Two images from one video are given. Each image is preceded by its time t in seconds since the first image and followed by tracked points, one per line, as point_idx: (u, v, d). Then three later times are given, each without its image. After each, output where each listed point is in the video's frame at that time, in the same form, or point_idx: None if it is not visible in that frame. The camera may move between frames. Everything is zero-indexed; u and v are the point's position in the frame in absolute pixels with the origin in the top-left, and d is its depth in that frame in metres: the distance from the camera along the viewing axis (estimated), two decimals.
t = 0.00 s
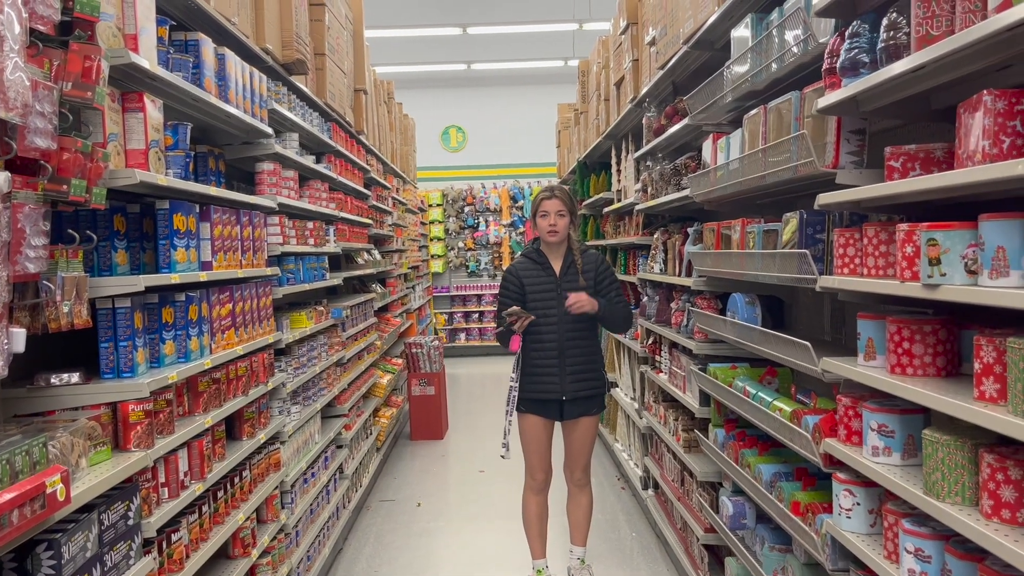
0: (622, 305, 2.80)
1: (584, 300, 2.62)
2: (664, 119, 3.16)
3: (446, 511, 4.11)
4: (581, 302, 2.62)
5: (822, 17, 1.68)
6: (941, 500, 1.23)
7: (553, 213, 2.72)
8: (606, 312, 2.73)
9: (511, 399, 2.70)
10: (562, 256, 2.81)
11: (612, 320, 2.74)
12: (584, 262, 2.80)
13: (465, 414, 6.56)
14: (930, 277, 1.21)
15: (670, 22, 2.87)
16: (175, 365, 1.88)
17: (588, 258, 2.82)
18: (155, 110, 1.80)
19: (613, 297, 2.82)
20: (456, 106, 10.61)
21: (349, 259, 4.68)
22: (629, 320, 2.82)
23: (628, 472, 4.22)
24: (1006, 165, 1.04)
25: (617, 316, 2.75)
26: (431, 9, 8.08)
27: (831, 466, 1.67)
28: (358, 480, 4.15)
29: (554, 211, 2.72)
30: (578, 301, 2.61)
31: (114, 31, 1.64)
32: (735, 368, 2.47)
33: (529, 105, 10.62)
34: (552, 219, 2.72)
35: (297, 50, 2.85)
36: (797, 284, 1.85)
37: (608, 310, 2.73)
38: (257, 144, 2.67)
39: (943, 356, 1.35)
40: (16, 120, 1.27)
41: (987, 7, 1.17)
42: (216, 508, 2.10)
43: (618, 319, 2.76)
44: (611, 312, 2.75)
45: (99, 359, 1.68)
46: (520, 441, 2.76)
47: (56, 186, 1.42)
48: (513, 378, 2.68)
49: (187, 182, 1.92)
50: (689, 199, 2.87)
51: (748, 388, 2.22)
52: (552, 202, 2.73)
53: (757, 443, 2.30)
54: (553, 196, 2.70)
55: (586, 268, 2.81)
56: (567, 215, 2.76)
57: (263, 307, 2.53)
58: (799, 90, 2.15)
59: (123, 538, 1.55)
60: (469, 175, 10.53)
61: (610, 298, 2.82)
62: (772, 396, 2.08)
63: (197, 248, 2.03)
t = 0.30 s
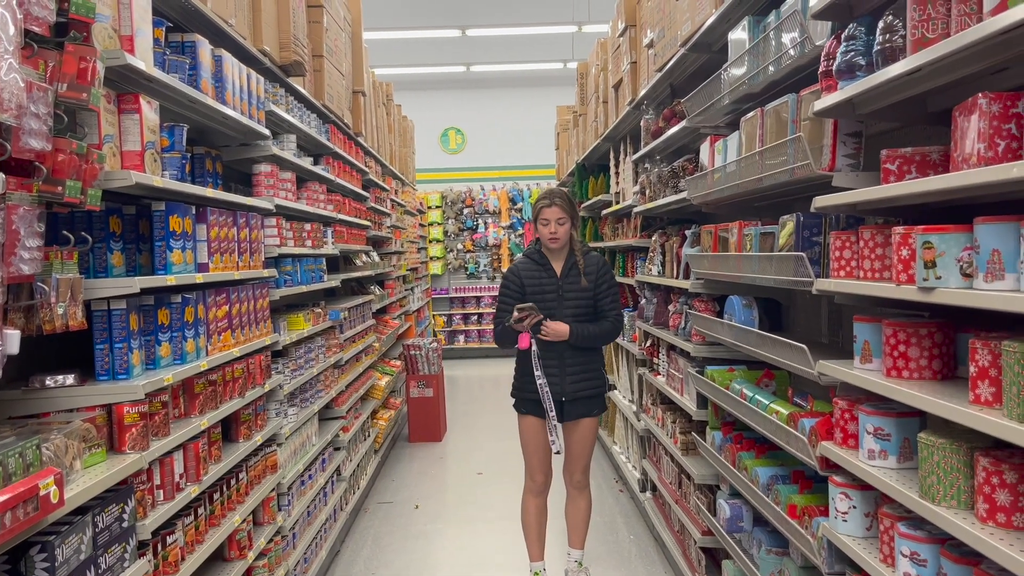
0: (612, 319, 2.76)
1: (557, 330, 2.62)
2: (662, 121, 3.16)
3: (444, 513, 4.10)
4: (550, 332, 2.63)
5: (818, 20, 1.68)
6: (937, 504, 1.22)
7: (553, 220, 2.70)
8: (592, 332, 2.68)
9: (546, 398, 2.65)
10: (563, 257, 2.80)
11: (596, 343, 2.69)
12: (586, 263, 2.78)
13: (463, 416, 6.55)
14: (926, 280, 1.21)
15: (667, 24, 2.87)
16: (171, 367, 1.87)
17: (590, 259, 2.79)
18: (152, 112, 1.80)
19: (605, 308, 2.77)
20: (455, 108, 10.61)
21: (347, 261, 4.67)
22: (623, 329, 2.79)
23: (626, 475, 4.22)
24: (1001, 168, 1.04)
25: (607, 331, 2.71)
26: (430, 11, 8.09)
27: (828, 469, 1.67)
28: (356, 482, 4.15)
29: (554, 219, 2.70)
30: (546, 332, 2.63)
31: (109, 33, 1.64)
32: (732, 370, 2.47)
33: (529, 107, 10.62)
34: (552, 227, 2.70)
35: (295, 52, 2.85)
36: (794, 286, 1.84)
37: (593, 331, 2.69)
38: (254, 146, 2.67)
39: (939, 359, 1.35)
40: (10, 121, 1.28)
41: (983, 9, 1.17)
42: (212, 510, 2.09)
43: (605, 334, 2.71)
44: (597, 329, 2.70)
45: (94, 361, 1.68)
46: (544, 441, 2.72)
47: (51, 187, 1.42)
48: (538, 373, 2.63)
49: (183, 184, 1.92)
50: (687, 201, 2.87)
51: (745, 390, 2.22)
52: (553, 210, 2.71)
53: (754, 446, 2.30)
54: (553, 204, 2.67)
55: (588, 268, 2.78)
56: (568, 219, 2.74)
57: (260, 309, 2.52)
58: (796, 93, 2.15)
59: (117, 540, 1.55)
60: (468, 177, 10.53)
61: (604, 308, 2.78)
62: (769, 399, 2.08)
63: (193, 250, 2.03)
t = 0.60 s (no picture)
0: (621, 325, 2.80)
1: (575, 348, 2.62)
2: (660, 124, 3.17)
3: (443, 515, 4.11)
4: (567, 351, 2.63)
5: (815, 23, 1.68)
6: (929, 507, 1.23)
7: (556, 228, 2.68)
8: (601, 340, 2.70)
9: (555, 401, 2.65)
10: (567, 261, 2.78)
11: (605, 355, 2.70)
12: (590, 267, 2.77)
13: (463, 418, 6.56)
14: (919, 284, 1.21)
15: (666, 28, 2.88)
16: (169, 369, 1.88)
17: (596, 262, 2.79)
18: (150, 114, 1.80)
19: (613, 314, 2.81)
20: (455, 110, 10.62)
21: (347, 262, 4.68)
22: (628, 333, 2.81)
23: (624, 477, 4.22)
24: (993, 172, 1.04)
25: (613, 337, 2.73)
26: (430, 14, 8.11)
27: (823, 472, 1.67)
28: (354, 484, 4.15)
29: (558, 227, 2.68)
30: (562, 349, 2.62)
31: (108, 36, 1.64)
32: (730, 373, 2.47)
33: (529, 109, 10.63)
34: (555, 235, 2.68)
35: (295, 54, 2.85)
36: (790, 290, 1.85)
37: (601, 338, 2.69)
38: (253, 148, 2.68)
39: (933, 363, 1.36)
40: (8, 123, 1.28)
41: (976, 14, 1.17)
42: (209, 512, 2.09)
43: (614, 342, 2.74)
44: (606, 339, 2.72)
45: (92, 363, 1.69)
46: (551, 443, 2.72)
47: (49, 189, 1.43)
48: (551, 375, 2.64)
49: (181, 186, 1.93)
50: (685, 204, 2.88)
51: (742, 394, 2.22)
52: (555, 218, 2.69)
53: (751, 449, 2.30)
54: (556, 213, 2.65)
55: (593, 272, 2.77)
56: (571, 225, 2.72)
57: (258, 310, 2.53)
58: (793, 96, 2.16)
59: (114, 541, 1.55)
60: (468, 179, 10.54)
61: (611, 313, 2.81)
62: (766, 402, 2.09)
63: (192, 252, 2.03)
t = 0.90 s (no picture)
0: (623, 326, 2.77)
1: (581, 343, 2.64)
2: (659, 124, 3.17)
3: (442, 515, 4.11)
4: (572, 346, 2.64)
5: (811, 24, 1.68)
6: (923, 505, 1.23)
7: (560, 236, 2.64)
8: (605, 341, 2.70)
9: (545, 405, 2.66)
10: (572, 262, 2.78)
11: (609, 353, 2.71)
12: (595, 269, 2.75)
13: (463, 418, 6.56)
14: (912, 283, 1.21)
15: (665, 28, 2.89)
16: (166, 366, 1.88)
17: (601, 264, 2.78)
18: (149, 112, 1.81)
19: (616, 314, 2.79)
20: (456, 111, 10.63)
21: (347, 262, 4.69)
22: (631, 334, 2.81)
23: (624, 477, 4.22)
24: (986, 171, 1.05)
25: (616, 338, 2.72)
26: (431, 15, 8.13)
27: (818, 471, 1.68)
28: (354, 483, 4.16)
29: (562, 235, 2.64)
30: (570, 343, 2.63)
31: (107, 34, 1.65)
32: (727, 373, 2.47)
33: (530, 110, 10.64)
34: (560, 242, 2.65)
35: (294, 54, 2.86)
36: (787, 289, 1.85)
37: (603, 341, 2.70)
38: (252, 147, 2.69)
39: (927, 362, 1.36)
40: (6, 120, 1.29)
41: (969, 14, 1.17)
42: (207, 509, 2.10)
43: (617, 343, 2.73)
44: (609, 335, 2.72)
45: (90, 360, 1.69)
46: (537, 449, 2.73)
47: (47, 186, 1.44)
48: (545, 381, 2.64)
49: (180, 184, 1.93)
50: (683, 204, 2.88)
51: (739, 393, 2.23)
52: (560, 226, 2.64)
53: (748, 449, 2.30)
54: (560, 222, 2.61)
55: (597, 274, 2.76)
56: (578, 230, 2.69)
57: (257, 309, 2.54)
58: (790, 96, 2.16)
59: (111, 538, 1.56)
60: (469, 180, 10.55)
61: (614, 313, 2.79)
62: (762, 402, 2.09)
63: (190, 250, 2.04)
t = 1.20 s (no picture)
0: (617, 330, 2.79)
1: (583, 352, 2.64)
2: (659, 126, 3.18)
3: (441, 515, 4.12)
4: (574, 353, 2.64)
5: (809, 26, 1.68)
6: (917, 506, 1.23)
7: (557, 242, 2.64)
8: (603, 344, 2.71)
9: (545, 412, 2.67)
10: (568, 266, 2.78)
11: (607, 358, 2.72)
12: (592, 272, 2.77)
13: (463, 419, 6.57)
14: (907, 284, 1.21)
15: (665, 30, 2.89)
16: (165, 365, 1.89)
17: (598, 266, 2.78)
18: (148, 112, 1.81)
19: (611, 318, 2.79)
20: (458, 111, 10.64)
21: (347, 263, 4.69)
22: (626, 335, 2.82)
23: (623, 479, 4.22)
24: (979, 173, 1.05)
25: (613, 342, 2.73)
26: (433, 15, 8.14)
27: (815, 472, 1.67)
28: (354, 483, 4.16)
29: (559, 241, 2.63)
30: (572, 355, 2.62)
31: (106, 34, 1.66)
32: (726, 375, 2.47)
33: (532, 111, 10.65)
34: (557, 248, 2.65)
35: (294, 54, 2.87)
36: (784, 291, 1.85)
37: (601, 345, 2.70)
38: (252, 147, 2.69)
39: (922, 364, 1.36)
40: (5, 120, 1.30)
41: (965, 17, 1.17)
42: (205, 509, 2.11)
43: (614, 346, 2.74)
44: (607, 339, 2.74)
45: (88, 359, 1.70)
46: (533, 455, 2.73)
47: (45, 185, 1.44)
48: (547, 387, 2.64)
49: (179, 184, 1.94)
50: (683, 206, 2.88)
51: (737, 395, 2.23)
52: (557, 232, 2.63)
53: (745, 450, 2.30)
54: (557, 228, 2.60)
55: (594, 277, 2.77)
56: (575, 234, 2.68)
57: (257, 309, 2.55)
58: (789, 98, 2.16)
59: (107, 537, 1.56)
60: (470, 180, 10.56)
61: (608, 317, 2.80)
62: (760, 403, 2.09)
63: (189, 250, 2.05)
